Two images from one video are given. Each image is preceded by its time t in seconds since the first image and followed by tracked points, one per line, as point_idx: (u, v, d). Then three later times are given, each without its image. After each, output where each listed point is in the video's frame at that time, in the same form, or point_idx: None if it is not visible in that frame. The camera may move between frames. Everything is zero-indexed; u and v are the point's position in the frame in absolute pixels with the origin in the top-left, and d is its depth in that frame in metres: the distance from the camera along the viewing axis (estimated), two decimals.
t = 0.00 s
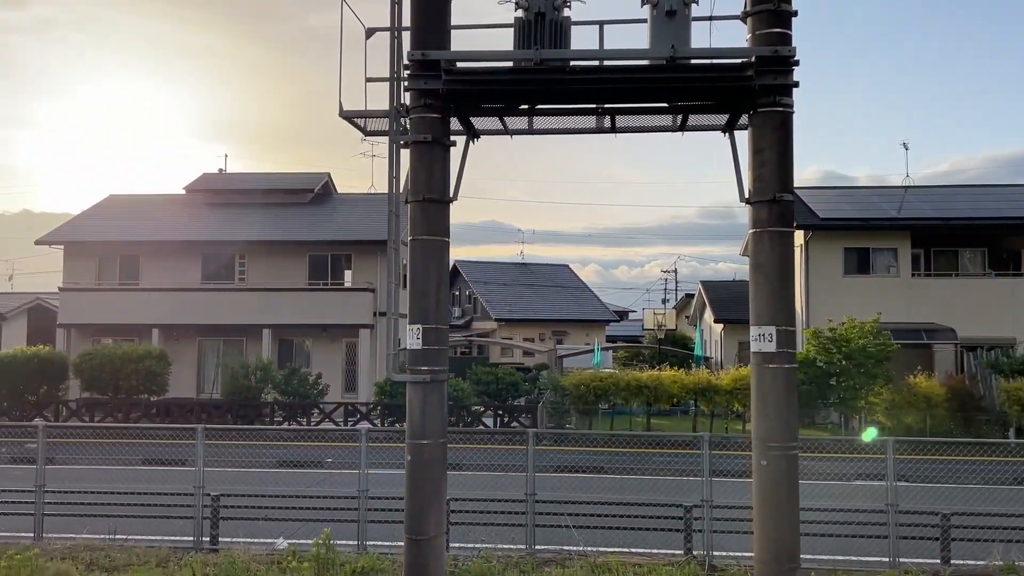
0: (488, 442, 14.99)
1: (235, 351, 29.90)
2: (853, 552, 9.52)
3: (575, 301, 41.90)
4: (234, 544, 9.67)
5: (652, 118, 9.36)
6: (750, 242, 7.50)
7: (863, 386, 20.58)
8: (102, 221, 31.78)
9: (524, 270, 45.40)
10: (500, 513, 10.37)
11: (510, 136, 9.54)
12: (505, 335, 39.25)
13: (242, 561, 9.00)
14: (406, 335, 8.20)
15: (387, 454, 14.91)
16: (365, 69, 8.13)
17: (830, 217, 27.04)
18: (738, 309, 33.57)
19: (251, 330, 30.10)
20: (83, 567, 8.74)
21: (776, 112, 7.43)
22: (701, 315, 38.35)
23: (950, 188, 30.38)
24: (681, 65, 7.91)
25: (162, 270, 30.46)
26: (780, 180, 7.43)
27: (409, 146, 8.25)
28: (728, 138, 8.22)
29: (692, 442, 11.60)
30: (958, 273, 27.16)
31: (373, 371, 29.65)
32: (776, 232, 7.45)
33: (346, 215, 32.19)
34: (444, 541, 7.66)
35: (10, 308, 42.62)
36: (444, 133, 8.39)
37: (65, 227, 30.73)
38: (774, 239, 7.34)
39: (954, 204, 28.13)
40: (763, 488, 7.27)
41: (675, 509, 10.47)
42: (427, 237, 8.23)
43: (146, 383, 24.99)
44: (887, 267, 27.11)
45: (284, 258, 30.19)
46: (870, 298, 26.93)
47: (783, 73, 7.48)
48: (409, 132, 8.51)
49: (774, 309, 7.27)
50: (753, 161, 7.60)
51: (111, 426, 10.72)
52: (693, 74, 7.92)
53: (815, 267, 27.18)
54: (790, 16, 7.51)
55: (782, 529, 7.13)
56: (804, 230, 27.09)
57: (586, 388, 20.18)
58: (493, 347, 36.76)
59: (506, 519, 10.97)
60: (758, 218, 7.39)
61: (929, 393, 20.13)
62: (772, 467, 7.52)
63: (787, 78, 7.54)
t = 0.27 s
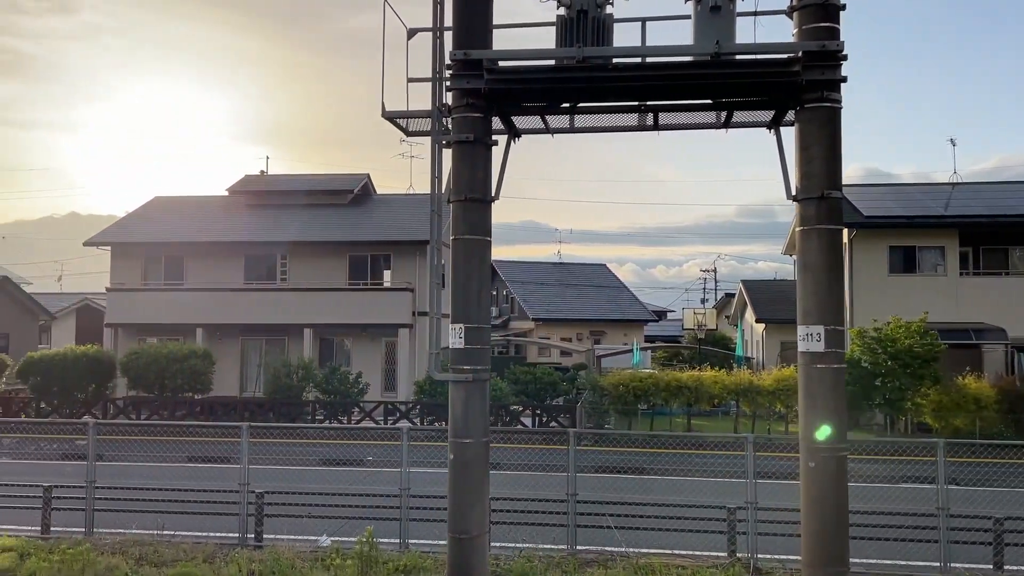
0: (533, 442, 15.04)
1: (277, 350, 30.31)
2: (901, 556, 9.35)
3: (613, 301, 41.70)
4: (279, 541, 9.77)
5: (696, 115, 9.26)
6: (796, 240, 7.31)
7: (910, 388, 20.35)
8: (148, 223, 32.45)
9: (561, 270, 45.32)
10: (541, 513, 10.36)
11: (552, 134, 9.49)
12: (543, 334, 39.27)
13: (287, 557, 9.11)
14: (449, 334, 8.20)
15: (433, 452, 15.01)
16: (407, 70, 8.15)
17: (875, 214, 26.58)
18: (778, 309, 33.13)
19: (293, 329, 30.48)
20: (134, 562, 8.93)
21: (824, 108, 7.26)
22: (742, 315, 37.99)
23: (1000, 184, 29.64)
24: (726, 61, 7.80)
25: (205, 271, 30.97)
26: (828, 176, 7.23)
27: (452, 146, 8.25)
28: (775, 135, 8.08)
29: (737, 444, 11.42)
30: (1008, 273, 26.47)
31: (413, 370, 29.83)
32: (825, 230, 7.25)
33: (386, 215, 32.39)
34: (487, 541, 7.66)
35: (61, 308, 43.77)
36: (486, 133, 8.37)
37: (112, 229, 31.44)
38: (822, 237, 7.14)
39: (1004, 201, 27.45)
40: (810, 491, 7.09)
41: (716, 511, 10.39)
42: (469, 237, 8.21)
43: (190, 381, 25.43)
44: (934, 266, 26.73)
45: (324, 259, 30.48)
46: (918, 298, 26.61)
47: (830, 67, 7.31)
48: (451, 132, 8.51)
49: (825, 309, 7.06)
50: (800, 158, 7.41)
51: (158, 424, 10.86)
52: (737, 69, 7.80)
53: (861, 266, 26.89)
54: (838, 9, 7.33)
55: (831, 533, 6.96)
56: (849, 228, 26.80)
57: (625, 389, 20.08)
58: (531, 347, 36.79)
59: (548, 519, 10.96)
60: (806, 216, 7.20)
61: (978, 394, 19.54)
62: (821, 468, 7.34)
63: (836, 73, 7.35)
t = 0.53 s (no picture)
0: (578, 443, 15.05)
1: (318, 349, 30.66)
2: (953, 563, 9.13)
3: (652, 301, 41.43)
4: (323, 539, 9.86)
5: (741, 112, 9.13)
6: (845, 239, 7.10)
7: (959, 389, 19.96)
8: (192, 225, 33.05)
9: (600, 270, 45.18)
10: (583, 513, 10.31)
11: (594, 134, 9.42)
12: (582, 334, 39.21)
13: (332, 555, 9.18)
14: (491, 334, 8.18)
15: (478, 451, 15.08)
16: (450, 70, 8.13)
17: (922, 212, 26.05)
18: (821, 309, 32.59)
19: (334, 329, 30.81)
20: (183, 558, 9.08)
21: (874, 104, 7.04)
22: (784, 314, 37.57)
23: None
24: (772, 57, 7.66)
25: (247, 272, 31.42)
26: (877, 174, 7.00)
27: (493, 146, 8.20)
28: (823, 131, 7.93)
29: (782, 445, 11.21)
30: None
31: (452, 370, 29.94)
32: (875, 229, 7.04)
33: (426, 215, 32.53)
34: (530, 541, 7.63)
35: (110, 309, 44.79)
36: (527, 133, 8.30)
37: (158, 231, 32.07)
38: (872, 235, 6.93)
39: None
40: (860, 496, 6.92)
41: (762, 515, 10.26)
42: (510, 237, 8.15)
43: (235, 380, 25.83)
44: (983, 265, 26.13)
45: (365, 259, 30.71)
46: (967, 298, 26.08)
47: (880, 62, 7.10)
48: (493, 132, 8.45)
49: (877, 310, 6.86)
50: (848, 155, 7.20)
51: (204, 422, 11.00)
52: (784, 66, 7.66)
53: (908, 265, 26.44)
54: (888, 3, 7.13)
55: (882, 539, 6.79)
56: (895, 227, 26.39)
57: (666, 389, 19.95)
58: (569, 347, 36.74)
59: (589, 519, 10.92)
60: (855, 215, 7.00)
61: None
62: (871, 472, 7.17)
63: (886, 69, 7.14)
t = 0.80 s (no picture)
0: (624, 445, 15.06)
1: (360, 348, 30.93)
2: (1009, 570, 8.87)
3: (693, 300, 41.07)
4: (367, 537, 9.93)
5: (788, 109, 8.98)
6: (897, 237, 6.89)
7: (1011, 390, 19.43)
8: (236, 226, 33.57)
9: (640, 270, 44.94)
10: (626, 515, 10.21)
11: (637, 132, 9.33)
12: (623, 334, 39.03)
13: (377, 554, 9.21)
14: (535, 334, 8.08)
15: (524, 451, 15.12)
16: (493, 70, 8.07)
17: (973, 209, 25.43)
18: (866, 308, 31.98)
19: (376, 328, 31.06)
20: (230, 554, 9.19)
21: (926, 99, 6.83)
22: (829, 314, 37.03)
23: None
24: (821, 53, 7.50)
25: (290, 272, 31.81)
26: (931, 170, 6.78)
27: (536, 145, 8.09)
28: (873, 129, 7.77)
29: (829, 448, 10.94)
30: None
31: (493, 369, 30.00)
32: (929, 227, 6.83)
33: (466, 215, 32.64)
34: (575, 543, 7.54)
35: (156, 308, 45.74)
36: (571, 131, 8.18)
37: (203, 232, 32.64)
38: (927, 233, 6.70)
39: None
40: (914, 502, 6.73)
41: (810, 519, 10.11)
42: (554, 237, 8.03)
43: (279, 379, 26.14)
44: None
45: (406, 259, 30.90)
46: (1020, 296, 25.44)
47: (934, 56, 6.89)
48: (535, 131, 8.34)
49: (930, 309, 6.64)
50: (900, 151, 6.98)
51: (249, 421, 11.10)
52: (833, 62, 7.50)
53: (959, 264, 25.89)
54: None
55: (937, 546, 6.60)
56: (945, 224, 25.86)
57: (708, 391, 19.74)
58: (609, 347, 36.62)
59: (632, 521, 10.82)
60: (908, 212, 6.79)
61: None
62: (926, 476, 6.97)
63: (940, 64, 6.91)
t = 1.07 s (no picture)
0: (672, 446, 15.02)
1: (401, 348, 31.16)
2: None
3: (735, 300, 40.62)
4: (410, 535, 10.00)
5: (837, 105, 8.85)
6: (951, 234, 6.71)
7: None
8: (279, 228, 34.09)
9: (681, 270, 44.63)
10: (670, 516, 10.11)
11: (682, 129, 9.26)
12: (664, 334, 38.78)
13: (421, 552, 9.28)
14: (578, 333, 8.02)
15: (572, 451, 15.12)
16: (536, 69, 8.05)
17: None
18: (915, 307, 31.30)
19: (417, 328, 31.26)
20: (278, 550, 9.32)
21: (981, 93, 6.59)
22: (876, 314, 36.41)
23: None
24: (871, 48, 7.37)
25: (332, 272, 32.19)
26: (987, 166, 6.57)
27: (579, 144, 8.02)
28: (926, 124, 7.64)
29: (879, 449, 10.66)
30: None
31: (533, 369, 29.98)
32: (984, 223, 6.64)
33: (506, 215, 32.69)
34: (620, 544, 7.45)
35: (204, 308, 46.69)
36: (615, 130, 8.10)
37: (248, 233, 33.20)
38: (983, 230, 6.50)
39: None
40: (969, 505, 6.56)
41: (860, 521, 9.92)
42: (597, 236, 7.95)
43: (323, 378, 26.40)
44: None
45: (447, 259, 31.06)
46: None
47: (990, 49, 6.64)
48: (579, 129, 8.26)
49: (987, 307, 6.43)
50: (953, 146, 6.77)
51: (295, 419, 11.19)
52: (884, 57, 7.37)
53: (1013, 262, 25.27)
54: None
55: (994, 551, 6.44)
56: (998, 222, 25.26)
57: (751, 392, 19.51)
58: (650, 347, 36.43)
59: (676, 523, 10.75)
60: (962, 209, 6.61)
61: None
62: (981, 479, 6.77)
63: (996, 57, 6.66)
